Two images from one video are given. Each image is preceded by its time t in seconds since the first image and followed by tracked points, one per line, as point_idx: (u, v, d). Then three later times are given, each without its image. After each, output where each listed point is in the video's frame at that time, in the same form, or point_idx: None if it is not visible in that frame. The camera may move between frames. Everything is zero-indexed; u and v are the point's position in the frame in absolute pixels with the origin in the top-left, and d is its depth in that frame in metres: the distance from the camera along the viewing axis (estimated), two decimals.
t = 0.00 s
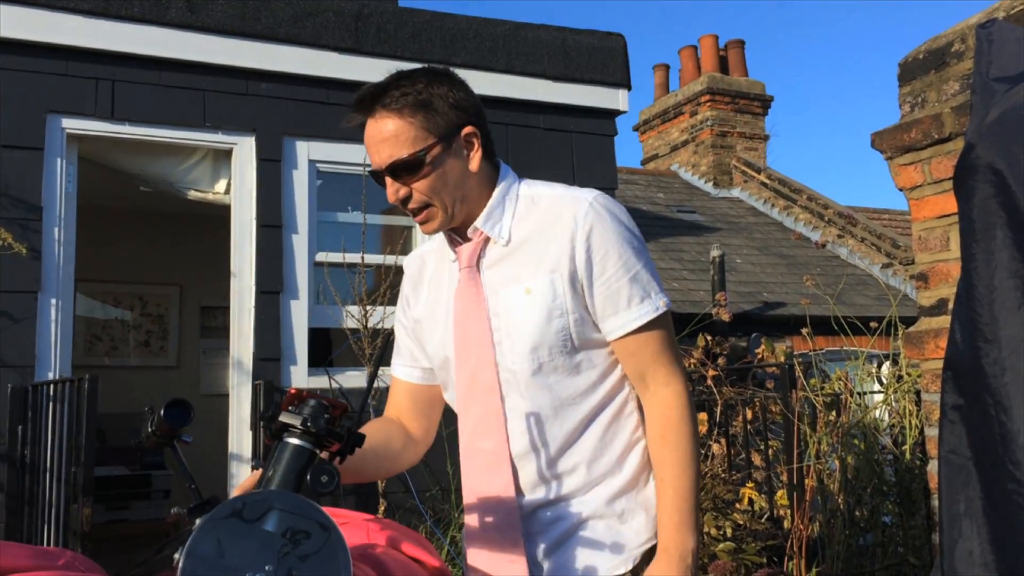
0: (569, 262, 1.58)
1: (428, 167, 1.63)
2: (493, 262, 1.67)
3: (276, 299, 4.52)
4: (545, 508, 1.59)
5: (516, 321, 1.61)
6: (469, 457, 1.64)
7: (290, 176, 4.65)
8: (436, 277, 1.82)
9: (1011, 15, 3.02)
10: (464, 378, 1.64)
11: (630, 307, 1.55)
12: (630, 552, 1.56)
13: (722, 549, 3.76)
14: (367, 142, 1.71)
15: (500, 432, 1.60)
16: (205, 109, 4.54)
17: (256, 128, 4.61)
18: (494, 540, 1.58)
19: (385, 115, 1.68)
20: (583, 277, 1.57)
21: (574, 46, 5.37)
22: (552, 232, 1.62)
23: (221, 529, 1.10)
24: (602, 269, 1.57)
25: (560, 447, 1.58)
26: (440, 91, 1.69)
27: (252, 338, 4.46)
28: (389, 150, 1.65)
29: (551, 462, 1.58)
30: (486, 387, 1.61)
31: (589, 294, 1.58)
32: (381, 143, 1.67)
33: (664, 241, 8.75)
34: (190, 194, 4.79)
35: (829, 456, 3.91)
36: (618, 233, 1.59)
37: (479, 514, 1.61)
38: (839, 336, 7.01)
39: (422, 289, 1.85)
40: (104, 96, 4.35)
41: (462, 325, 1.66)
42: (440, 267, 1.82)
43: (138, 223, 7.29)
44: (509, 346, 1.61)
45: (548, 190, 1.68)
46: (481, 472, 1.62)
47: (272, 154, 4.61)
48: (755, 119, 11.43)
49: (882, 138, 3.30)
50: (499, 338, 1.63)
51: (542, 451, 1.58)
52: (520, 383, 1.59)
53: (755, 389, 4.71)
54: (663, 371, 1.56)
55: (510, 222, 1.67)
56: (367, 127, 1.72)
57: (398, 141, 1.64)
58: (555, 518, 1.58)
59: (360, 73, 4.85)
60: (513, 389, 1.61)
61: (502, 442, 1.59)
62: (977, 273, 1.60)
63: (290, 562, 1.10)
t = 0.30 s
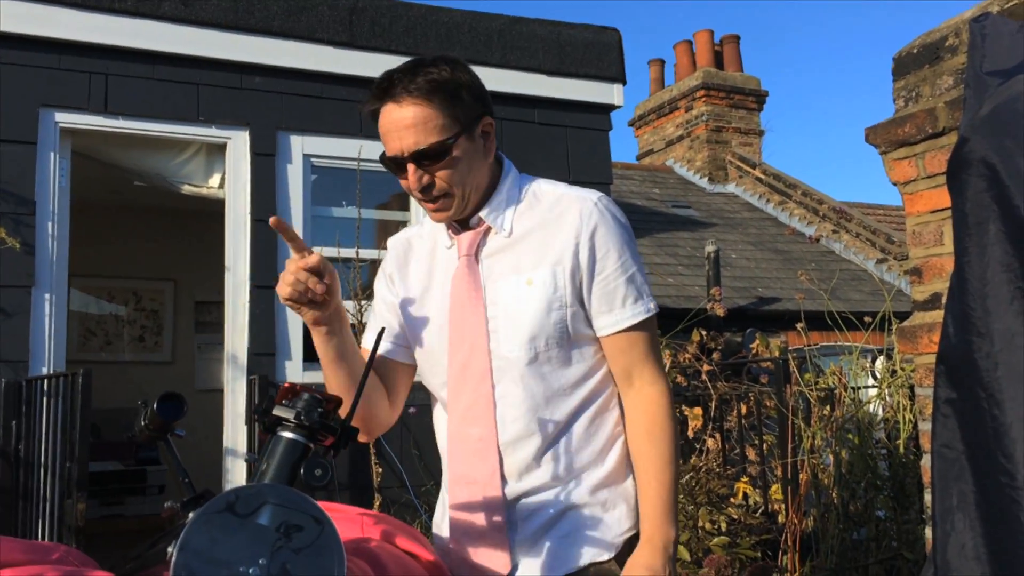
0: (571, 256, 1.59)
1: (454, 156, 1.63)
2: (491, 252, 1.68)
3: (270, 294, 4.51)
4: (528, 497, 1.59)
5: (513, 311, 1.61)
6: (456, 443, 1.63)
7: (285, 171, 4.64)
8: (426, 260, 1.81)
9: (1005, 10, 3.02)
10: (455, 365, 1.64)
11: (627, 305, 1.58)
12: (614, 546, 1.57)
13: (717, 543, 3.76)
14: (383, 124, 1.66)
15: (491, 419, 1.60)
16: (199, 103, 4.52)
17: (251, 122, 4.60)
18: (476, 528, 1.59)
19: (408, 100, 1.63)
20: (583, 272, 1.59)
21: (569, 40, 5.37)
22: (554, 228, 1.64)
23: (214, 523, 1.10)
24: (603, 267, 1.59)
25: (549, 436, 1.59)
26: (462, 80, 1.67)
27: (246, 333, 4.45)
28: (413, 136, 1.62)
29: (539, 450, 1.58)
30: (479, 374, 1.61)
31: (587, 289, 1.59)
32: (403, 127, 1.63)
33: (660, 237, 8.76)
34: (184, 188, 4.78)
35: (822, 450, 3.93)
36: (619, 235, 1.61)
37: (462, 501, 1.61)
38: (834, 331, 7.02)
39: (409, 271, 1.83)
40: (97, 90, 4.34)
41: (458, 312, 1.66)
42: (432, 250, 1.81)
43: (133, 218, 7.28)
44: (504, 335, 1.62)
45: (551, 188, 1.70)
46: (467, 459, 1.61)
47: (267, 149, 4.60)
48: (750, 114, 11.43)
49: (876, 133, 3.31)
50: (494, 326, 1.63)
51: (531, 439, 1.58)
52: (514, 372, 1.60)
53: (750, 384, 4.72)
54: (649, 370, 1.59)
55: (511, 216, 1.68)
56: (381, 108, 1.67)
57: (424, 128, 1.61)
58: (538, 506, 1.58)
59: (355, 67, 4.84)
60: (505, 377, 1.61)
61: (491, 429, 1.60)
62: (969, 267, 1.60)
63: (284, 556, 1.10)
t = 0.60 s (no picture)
0: (577, 245, 1.67)
1: (467, 139, 1.63)
2: (495, 237, 1.72)
3: (273, 274, 4.50)
4: (524, 472, 1.63)
5: (517, 293, 1.66)
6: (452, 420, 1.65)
7: (287, 150, 4.62)
8: (421, 235, 1.79)
9: None
10: (455, 344, 1.66)
11: (624, 294, 1.68)
12: (598, 522, 1.63)
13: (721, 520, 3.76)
14: (397, 102, 1.65)
15: (491, 396, 1.63)
16: (200, 82, 4.50)
17: (252, 101, 4.58)
18: (471, 505, 1.61)
19: (422, 81, 1.63)
20: (587, 261, 1.67)
21: (571, 17, 5.35)
22: (558, 218, 1.71)
23: (218, 501, 1.09)
24: (604, 258, 1.68)
25: (547, 414, 1.64)
26: (477, 64, 1.68)
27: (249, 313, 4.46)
28: (428, 116, 1.61)
29: (538, 426, 1.64)
30: (482, 352, 1.65)
31: (589, 277, 1.67)
32: (418, 106, 1.62)
33: (662, 216, 8.73)
34: (186, 168, 4.77)
35: (826, 428, 3.95)
36: (617, 229, 1.71)
37: (459, 475, 1.63)
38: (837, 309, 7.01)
39: (400, 245, 1.81)
40: (98, 70, 4.32)
41: (459, 292, 1.68)
42: (430, 226, 1.80)
43: (135, 199, 7.27)
44: (507, 316, 1.66)
45: (550, 179, 1.77)
46: (464, 436, 1.63)
47: (268, 128, 4.59)
48: (753, 92, 11.36)
49: (881, 108, 3.29)
50: (496, 307, 1.67)
51: (532, 416, 1.63)
52: (516, 352, 1.64)
53: (753, 363, 4.72)
54: (637, 354, 1.70)
55: (516, 204, 1.73)
56: (397, 84, 1.66)
57: (440, 110, 1.61)
58: (532, 482, 1.63)
59: (356, 45, 4.82)
60: (507, 356, 1.64)
61: (492, 406, 1.63)
62: (975, 242, 1.59)
63: (289, 531, 1.11)
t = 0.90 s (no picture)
0: (580, 242, 1.73)
1: (481, 125, 1.67)
2: (500, 232, 1.75)
3: (283, 263, 4.51)
4: (527, 459, 1.66)
5: (524, 285, 1.69)
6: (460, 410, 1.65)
7: (296, 139, 4.62)
8: (422, 230, 1.79)
9: None
10: (463, 335, 1.67)
11: (618, 289, 1.76)
12: (594, 508, 1.69)
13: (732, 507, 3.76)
14: (413, 86, 1.69)
15: (499, 386, 1.65)
16: (210, 71, 4.50)
17: (261, 90, 4.58)
18: (479, 490, 1.62)
19: (441, 67, 1.67)
20: (588, 256, 1.73)
21: (580, 5, 5.32)
22: (559, 215, 1.76)
23: (232, 488, 1.09)
24: (602, 254, 1.75)
25: (549, 403, 1.68)
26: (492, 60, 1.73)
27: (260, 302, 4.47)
28: (444, 98, 1.65)
29: (542, 415, 1.67)
30: (490, 342, 1.66)
31: (587, 272, 1.73)
32: (434, 89, 1.66)
33: (672, 204, 8.71)
34: (196, 157, 4.77)
35: (837, 416, 3.94)
36: (611, 228, 1.79)
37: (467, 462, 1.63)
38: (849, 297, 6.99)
39: (400, 240, 1.79)
40: (108, 59, 4.32)
41: (467, 282, 1.69)
42: (433, 221, 1.79)
43: (145, 188, 7.28)
44: (514, 308, 1.68)
45: (547, 177, 1.81)
46: (475, 426, 1.63)
47: (278, 117, 4.59)
48: (764, 80, 11.30)
49: (894, 95, 3.26)
50: (502, 300, 1.69)
51: (537, 404, 1.66)
52: (524, 343, 1.66)
53: (764, 351, 4.71)
54: (626, 347, 1.78)
55: (519, 202, 1.76)
56: (413, 71, 1.71)
57: (457, 94, 1.65)
58: (536, 469, 1.65)
59: (366, 34, 4.81)
60: (513, 347, 1.67)
61: (502, 396, 1.64)
62: (991, 228, 1.57)
63: (302, 518, 1.11)
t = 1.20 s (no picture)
0: (572, 231, 1.72)
1: (475, 110, 1.70)
2: (493, 220, 1.74)
3: (285, 252, 4.50)
4: (518, 445, 1.66)
5: (516, 272, 1.68)
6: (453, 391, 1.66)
7: (299, 129, 4.61)
8: (417, 221, 1.78)
9: None
10: (457, 320, 1.67)
11: (608, 279, 1.76)
12: (584, 498, 1.69)
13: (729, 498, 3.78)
14: (410, 76, 1.75)
15: (492, 369, 1.65)
16: (212, 60, 4.49)
17: (264, 79, 4.57)
18: (471, 471, 1.63)
19: (437, 56, 1.73)
20: (579, 246, 1.73)
21: None
22: (551, 205, 1.75)
23: (236, 476, 1.09)
24: (593, 245, 1.75)
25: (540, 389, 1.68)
26: (486, 54, 1.79)
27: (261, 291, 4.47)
28: (438, 84, 1.70)
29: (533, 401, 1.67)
30: (482, 326, 1.66)
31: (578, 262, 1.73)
32: (429, 77, 1.71)
33: (674, 197, 8.70)
34: (198, 146, 4.76)
35: (837, 409, 3.93)
36: (601, 219, 1.79)
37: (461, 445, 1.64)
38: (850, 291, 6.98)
39: (397, 234, 1.79)
40: (110, 47, 4.31)
41: (461, 268, 1.68)
42: (428, 213, 1.79)
43: (147, 177, 7.27)
44: (506, 294, 1.68)
45: (540, 170, 1.81)
46: (467, 405, 1.64)
47: (281, 106, 4.57)
48: (767, 73, 11.27)
49: (899, 88, 3.25)
50: (495, 285, 1.69)
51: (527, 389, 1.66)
52: (516, 327, 1.67)
53: (765, 344, 4.71)
54: (616, 338, 1.78)
55: (511, 190, 1.76)
56: (411, 62, 1.76)
57: (452, 79, 1.69)
58: (528, 456, 1.66)
59: (369, 23, 4.79)
60: (506, 332, 1.67)
61: (494, 377, 1.65)
62: (996, 222, 1.57)
63: (305, 507, 1.11)
